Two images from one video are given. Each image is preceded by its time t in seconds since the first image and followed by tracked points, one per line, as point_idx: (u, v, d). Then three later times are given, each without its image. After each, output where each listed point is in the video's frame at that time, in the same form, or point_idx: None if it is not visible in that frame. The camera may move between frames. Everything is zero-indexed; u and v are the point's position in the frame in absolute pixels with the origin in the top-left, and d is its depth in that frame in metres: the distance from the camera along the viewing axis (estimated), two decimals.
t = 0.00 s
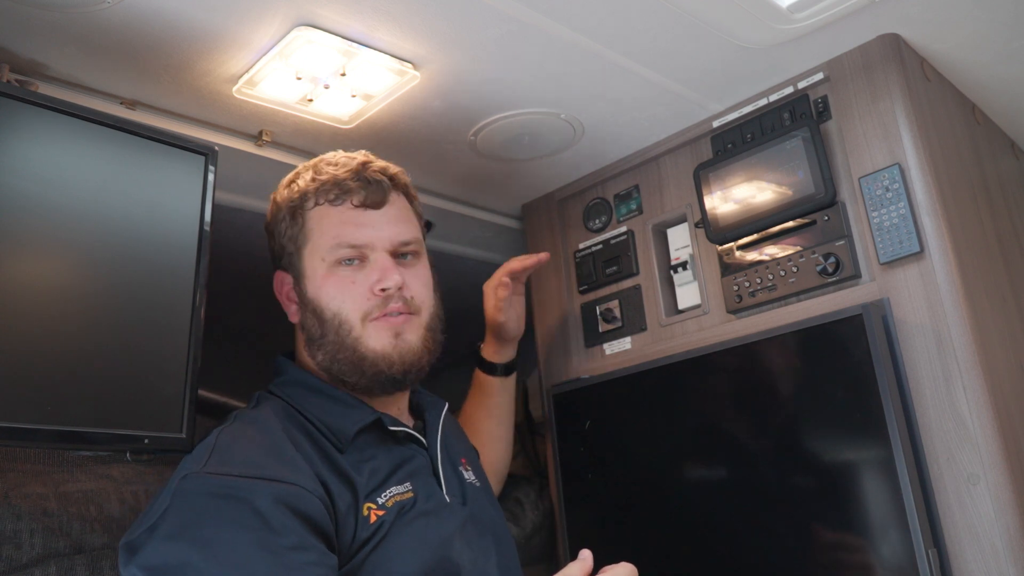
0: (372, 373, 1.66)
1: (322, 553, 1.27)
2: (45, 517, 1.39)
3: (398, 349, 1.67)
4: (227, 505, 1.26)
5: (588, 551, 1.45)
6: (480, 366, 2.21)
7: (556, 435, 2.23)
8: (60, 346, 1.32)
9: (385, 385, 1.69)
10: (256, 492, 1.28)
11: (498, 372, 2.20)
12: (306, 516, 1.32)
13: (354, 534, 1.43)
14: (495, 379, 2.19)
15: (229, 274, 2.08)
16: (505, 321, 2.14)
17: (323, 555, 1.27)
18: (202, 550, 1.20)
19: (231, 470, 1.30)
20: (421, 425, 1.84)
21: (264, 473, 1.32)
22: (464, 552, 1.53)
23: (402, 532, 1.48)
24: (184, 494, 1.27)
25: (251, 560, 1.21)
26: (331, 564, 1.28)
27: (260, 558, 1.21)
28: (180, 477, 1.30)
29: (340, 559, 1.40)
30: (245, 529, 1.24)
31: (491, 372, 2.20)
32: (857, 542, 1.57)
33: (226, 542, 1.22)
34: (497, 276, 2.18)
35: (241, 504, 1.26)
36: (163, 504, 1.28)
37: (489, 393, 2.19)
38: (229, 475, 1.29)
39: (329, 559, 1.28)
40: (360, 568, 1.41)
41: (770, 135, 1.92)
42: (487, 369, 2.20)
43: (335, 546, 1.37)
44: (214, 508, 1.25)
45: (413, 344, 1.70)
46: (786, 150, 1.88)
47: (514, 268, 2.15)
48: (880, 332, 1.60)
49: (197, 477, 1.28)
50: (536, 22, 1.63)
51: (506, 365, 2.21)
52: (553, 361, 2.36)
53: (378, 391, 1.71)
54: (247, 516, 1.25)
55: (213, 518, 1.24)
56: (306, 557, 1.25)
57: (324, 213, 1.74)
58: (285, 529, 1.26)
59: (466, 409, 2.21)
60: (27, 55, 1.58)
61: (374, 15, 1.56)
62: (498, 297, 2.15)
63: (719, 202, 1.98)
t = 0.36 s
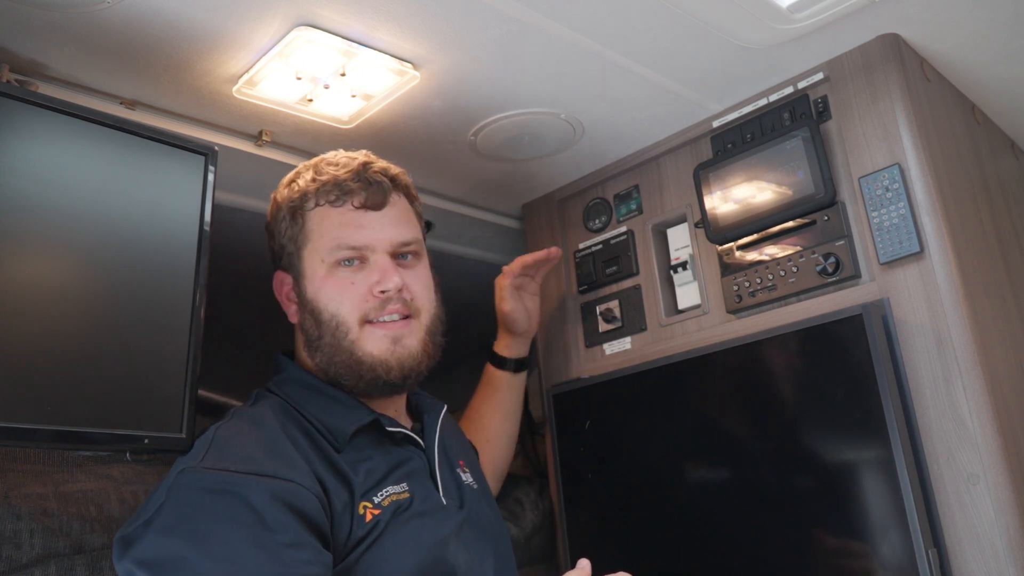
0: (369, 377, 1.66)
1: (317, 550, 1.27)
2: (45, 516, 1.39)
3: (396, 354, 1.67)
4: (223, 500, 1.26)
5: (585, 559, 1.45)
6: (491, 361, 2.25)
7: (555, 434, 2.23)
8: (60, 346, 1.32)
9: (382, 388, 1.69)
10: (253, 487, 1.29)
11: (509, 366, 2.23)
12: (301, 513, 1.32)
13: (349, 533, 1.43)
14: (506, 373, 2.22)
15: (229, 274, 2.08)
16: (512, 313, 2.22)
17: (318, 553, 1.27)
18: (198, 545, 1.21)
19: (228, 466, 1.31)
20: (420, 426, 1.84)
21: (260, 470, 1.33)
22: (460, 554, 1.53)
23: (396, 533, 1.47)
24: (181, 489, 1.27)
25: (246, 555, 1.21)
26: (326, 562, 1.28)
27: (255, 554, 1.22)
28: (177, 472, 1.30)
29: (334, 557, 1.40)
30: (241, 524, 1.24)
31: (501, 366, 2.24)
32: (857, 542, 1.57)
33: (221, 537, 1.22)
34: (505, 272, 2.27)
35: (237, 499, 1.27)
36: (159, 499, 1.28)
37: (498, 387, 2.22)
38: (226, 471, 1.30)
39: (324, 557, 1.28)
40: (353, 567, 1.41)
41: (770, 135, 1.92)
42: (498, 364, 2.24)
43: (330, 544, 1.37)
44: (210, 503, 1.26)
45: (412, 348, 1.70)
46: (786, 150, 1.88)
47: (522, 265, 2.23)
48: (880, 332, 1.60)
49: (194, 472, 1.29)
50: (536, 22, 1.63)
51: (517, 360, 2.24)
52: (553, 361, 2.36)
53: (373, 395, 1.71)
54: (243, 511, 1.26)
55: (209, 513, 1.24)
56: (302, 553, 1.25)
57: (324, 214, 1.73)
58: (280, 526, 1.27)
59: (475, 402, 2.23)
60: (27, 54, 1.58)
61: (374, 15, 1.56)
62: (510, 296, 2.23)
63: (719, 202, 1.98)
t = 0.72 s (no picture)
0: (367, 372, 1.67)
1: (314, 547, 1.28)
2: (45, 517, 1.39)
3: (391, 345, 1.69)
4: (221, 496, 1.27)
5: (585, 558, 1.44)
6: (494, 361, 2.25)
7: (554, 434, 2.23)
8: (60, 346, 1.32)
9: (380, 383, 1.70)
10: (250, 483, 1.29)
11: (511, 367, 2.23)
12: (299, 509, 1.33)
13: (347, 530, 1.43)
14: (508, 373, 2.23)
15: (229, 274, 2.08)
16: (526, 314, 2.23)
17: (314, 550, 1.28)
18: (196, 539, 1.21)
19: (226, 462, 1.32)
20: (418, 427, 1.84)
21: (259, 466, 1.33)
22: (457, 554, 1.52)
23: (394, 530, 1.47)
24: (179, 484, 1.28)
25: (244, 549, 1.21)
26: (323, 559, 1.28)
27: (254, 549, 1.22)
28: (174, 468, 1.31)
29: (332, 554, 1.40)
30: (239, 519, 1.25)
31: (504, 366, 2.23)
32: (858, 541, 1.57)
33: (220, 532, 1.23)
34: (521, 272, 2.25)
35: (235, 495, 1.27)
36: (156, 495, 1.29)
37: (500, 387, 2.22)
38: (224, 467, 1.31)
39: (320, 554, 1.28)
40: (350, 565, 1.41)
41: (770, 135, 1.92)
42: (501, 365, 2.24)
43: (327, 540, 1.37)
44: (208, 497, 1.26)
45: (405, 337, 1.72)
46: (786, 150, 1.88)
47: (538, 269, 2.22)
48: (880, 332, 1.60)
49: (191, 468, 1.29)
50: (536, 22, 1.63)
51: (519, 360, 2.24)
52: (553, 361, 2.36)
53: (373, 391, 1.71)
54: (241, 506, 1.26)
55: (206, 507, 1.25)
56: (299, 550, 1.25)
57: (300, 218, 1.73)
58: (278, 521, 1.27)
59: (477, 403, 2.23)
60: (27, 54, 1.58)
61: (374, 15, 1.56)
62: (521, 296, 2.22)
63: (719, 202, 1.98)
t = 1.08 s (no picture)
0: (373, 377, 1.67)
1: (320, 546, 1.28)
2: (45, 517, 1.39)
3: (399, 355, 1.69)
4: (228, 493, 1.27)
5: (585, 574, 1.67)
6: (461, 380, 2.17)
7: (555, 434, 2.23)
8: (60, 346, 1.32)
9: (385, 388, 1.70)
10: (257, 480, 1.29)
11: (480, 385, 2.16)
12: (306, 507, 1.33)
13: (352, 531, 1.43)
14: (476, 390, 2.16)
15: (229, 274, 2.08)
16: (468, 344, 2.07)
17: (320, 548, 1.28)
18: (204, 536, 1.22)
19: (233, 459, 1.32)
20: (419, 430, 1.84)
21: (265, 463, 1.33)
22: (458, 558, 1.54)
23: (397, 533, 1.47)
24: (185, 481, 1.28)
25: (251, 547, 1.22)
26: (329, 558, 1.28)
27: (260, 546, 1.23)
28: (181, 464, 1.31)
29: (337, 554, 1.40)
30: (246, 517, 1.25)
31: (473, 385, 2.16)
32: (857, 541, 1.57)
33: (227, 529, 1.23)
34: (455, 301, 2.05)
35: (242, 492, 1.28)
36: (162, 492, 1.29)
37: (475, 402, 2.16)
38: (231, 464, 1.31)
39: (327, 553, 1.29)
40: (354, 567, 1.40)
41: (770, 135, 1.92)
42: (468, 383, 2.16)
43: (332, 540, 1.37)
44: (216, 494, 1.27)
45: (413, 347, 1.72)
46: (786, 150, 1.88)
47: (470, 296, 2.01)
48: (880, 332, 1.60)
49: (198, 464, 1.30)
50: (536, 22, 1.63)
51: (485, 377, 2.15)
52: (553, 361, 2.36)
53: (377, 396, 1.71)
54: (248, 504, 1.27)
55: (213, 504, 1.25)
56: (305, 549, 1.26)
57: (316, 217, 1.72)
58: (285, 519, 1.27)
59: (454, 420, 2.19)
60: (27, 54, 1.58)
61: (374, 15, 1.56)
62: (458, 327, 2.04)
63: (719, 202, 1.98)
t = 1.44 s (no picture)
0: (381, 377, 1.67)
1: (320, 546, 1.28)
2: (45, 517, 1.39)
3: (408, 356, 1.69)
4: (229, 491, 1.27)
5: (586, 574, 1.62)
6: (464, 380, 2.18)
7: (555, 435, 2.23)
8: (59, 346, 1.32)
9: (391, 389, 1.70)
10: (259, 479, 1.29)
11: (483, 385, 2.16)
12: (307, 507, 1.33)
13: (353, 530, 1.43)
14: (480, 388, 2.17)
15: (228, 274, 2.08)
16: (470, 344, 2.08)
17: (320, 548, 1.28)
18: (204, 533, 1.22)
19: (235, 457, 1.32)
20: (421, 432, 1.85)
21: (266, 462, 1.34)
22: (458, 559, 1.54)
23: (398, 533, 1.47)
24: (186, 480, 1.28)
25: (251, 545, 1.22)
26: (329, 558, 1.28)
27: (259, 544, 1.23)
28: (183, 463, 1.31)
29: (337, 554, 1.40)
30: (247, 515, 1.25)
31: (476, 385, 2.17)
32: (857, 541, 1.57)
33: (228, 527, 1.23)
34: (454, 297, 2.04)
35: (243, 491, 1.28)
36: (163, 490, 1.29)
37: (477, 402, 2.16)
38: (233, 462, 1.31)
39: (327, 552, 1.29)
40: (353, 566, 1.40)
41: (771, 134, 1.92)
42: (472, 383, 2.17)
43: (333, 539, 1.37)
44: (217, 492, 1.27)
45: (423, 351, 1.72)
46: (786, 150, 1.88)
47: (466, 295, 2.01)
48: (881, 332, 1.60)
49: (200, 462, 1.30)
50: (536, 22, 1.63)
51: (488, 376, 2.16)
52: (553, 361, 2.36)
53: (382, 396, 1.72)
54: (249, 502, 1.27)
55: (214, 502, 1.26)
56: (305, 548, 1.26)
57: (337, 214, 1.73)
58: (285, 519, 1.27)
59: (455, 419, 2.19)
60: (27, 54, 1.58)
61: (374, 15, 1.56)
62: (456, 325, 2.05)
63: (719, 202, 1.98)
